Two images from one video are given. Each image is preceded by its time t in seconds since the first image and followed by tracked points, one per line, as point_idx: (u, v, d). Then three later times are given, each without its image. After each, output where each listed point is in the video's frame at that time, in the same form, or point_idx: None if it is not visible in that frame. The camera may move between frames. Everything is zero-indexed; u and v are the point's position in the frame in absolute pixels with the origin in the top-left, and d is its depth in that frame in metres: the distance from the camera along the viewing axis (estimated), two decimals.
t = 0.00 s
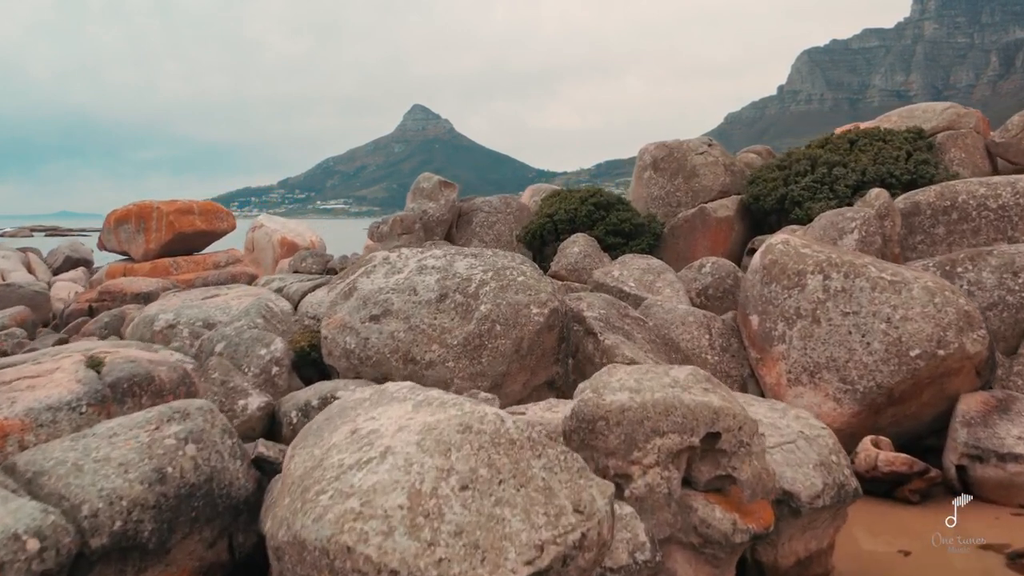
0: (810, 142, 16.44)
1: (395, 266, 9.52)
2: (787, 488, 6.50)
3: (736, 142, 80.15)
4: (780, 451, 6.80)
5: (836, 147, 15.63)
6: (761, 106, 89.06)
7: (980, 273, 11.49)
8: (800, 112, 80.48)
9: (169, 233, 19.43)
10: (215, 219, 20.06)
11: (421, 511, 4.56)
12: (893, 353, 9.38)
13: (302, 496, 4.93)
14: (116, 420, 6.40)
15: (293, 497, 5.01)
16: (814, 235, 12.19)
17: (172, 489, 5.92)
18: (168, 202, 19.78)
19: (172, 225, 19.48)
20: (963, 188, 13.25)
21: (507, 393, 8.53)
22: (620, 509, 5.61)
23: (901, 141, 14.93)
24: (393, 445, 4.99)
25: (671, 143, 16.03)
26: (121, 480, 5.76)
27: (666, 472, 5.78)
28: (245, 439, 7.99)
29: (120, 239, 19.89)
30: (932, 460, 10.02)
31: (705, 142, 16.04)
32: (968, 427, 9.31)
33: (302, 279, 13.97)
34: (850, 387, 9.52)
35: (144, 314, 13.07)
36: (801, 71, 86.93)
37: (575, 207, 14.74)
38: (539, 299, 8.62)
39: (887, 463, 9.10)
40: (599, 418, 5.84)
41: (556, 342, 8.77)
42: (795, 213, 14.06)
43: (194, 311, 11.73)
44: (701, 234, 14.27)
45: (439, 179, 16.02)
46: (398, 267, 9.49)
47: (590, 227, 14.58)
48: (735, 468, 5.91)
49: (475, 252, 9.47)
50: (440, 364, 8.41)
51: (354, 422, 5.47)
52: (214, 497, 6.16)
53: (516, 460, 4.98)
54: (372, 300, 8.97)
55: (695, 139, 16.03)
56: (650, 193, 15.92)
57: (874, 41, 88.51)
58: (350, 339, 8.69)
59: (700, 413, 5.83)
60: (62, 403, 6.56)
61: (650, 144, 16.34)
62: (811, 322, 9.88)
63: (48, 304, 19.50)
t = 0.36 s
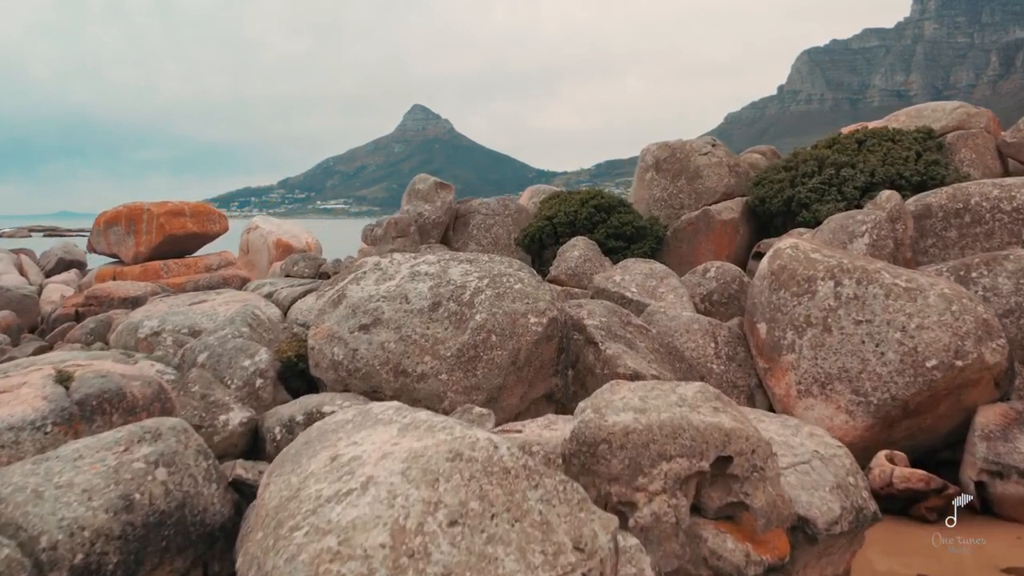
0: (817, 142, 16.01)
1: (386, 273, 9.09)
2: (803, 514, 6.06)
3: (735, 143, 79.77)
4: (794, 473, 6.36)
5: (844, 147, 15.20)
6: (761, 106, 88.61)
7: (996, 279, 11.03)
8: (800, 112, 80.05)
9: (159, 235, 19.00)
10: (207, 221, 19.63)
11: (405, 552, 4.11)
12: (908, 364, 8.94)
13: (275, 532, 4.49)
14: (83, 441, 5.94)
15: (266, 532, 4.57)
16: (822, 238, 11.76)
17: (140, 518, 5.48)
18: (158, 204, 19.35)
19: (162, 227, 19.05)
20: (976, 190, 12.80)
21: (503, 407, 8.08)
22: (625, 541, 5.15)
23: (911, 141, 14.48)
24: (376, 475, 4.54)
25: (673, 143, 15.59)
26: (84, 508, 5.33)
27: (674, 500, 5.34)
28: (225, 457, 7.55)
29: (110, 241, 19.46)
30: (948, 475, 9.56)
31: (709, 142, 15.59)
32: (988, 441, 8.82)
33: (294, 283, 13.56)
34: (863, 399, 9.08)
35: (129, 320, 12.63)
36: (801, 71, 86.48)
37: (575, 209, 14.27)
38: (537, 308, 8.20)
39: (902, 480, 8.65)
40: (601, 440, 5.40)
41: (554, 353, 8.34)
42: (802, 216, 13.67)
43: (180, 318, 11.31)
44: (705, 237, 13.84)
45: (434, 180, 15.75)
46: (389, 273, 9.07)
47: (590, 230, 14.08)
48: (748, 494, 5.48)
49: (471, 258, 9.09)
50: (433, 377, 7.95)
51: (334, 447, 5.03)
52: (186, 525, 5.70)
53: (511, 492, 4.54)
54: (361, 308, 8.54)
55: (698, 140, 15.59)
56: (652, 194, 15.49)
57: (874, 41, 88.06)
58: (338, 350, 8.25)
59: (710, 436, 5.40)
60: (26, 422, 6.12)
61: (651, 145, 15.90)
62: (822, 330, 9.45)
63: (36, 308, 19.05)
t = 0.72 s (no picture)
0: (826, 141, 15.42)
1: (373, 283, 8.51)
2: (827, 554, 5.47)
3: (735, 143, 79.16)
4: (817, 507, 5.78)
5: (855, 147, 14.60)
6: (762, 106, 88.00)
7: (1020, 287, 10.43)
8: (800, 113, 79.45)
9: (146, 239, 18.43)
10: (195, 224, 19.06)
11: None
12: (931, 380, 8.31)
13: None
14: (29, 474, 5.32)
15: None
16: (836, 244, 11.17)
17: (88, 564, 4.83)
18: (145, 206, 18.78)
19: (149, 230, 18.48)
20: (995, 192, 12.18)
21: (498, 428, 7.48)
22: None
23: (925, 140, 13.86)
24: (347, 524, 3.94)
25: (677, 143, 15.00)
26: (24, 554, 4.62)
27: (688, 544, 4.74)
28: (196, 483, 6.97)
29: (96, 244, 18.91)
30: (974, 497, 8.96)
31: (714, 143, 15.01)
32: (1017, 463, 8.09)
33: (281, 290, 12.98)
34: (883, 417, 8.49)
35: (108, 329, 12.05)
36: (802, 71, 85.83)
37: (575, 213, 13.61)
38: (534, 321, 7.62)
39: (925, 505, 8.02)
40: (604, 477, 4.81)
41: (553, 370, 7.75)
42: (813, 219, 13.15)
43: (158, 328, 10.71)
44: (711, 241, 13.31)
45: (430, 182, 15.04)
46: (376, 282, 8.50)
47: (591, 235, 13.41)
48: (769, 537, 4.92)
49: (464, 267, 8.55)
50: (422, 397, 7.34)
51: (303, 488, 4.44)
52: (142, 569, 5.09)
53: (501, 545, 3.95)
54: (346, 320, 7.95)
55: (703, 140, 15.01)
56: (655, 196, 14.90)
57: (874, 41, 87.51)
58: (320, 367, 7.66)
59: (725, 472, 4.81)
60: None
61: (654, 145, 15.31)
62: (838, 343, 8.86)
63: (19, 314, 18.47)
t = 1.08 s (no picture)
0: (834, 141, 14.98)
1: (363, 290, 8.07)
2: None
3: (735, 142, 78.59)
4: (836, 537, 5.32)
5: (864, 147, 14.16)
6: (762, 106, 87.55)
7: None
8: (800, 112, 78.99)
9: (136, 241, 18.01)
10: (186, 225, 18.62)
11: None
12: (951, 394, 7.85)
13: None
14: None
15: None
16: (846, 248, 10.73)
17: None
18: (135, 207, 18.34)
19: (139, 232, 18.06)
20: (1011, 193, 11.72)
21: (493, 447, 7.03)
22: None
23: (937, 139, 13.40)
24: (318, 571, 3.47)
25: (680, 144, 14.56)
26: None
27: None
28: (170, 506, 6.53)
29: (85, 246, 18.49)
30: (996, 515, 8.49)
31: (718, 143, 14.57)
32: None
33: (271, 295, 12.56)
34: (900, 432, 8.03)
35: (90, 336, 11.61)
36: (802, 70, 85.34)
37: (576, 215, 13.17)
38: (532, 333, 7.17)
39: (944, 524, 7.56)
40: (607, 512, 4.37)
41: (552, 383, 7.31)
42: (821, 222, 12.71)
43: (141, 335, 10.27)
44: (715, 244, 12.87)
45: (425, 183, 14.65)
46: (366, 290, 8.07)
47: (592, 238, 12.98)
48: None
49: (458, 274, 8.11)
50: (412, 413, 6.89)
51: (273, 526, 3.98)
52: None
53: None
54: (332, 331, 7.51)
55: (707, 140, 14.58)
56: (657, 198, 14.45)
57: (874, 41, 86.87)
58: (304, 381, 7.22)
59: (740, 506, 4.34)
60: None
61: (657, 145, 14.87)
62: (852, 353, 8.42)
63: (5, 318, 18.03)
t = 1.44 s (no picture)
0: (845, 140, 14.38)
1: (346, 302, 7.48)
2: None
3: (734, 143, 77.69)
4: None
5: (877, 147, 13.56)
6: (763, 106, 86.98)
7: None
8: (801, 112, 78.39)
9: (121, 244, 17.44)
10: (174, 228, 18.05)
11: None
12: (982, 414, 7.25)
13: None
14: None
15: None
16: (862, 254, 10.14)
17: None
18: (120, 209, 17.76)
19: (125, 235, 17.48)
20: None
21: (485, 474, 6.44)
22: None
23: (954, 138, 12.80)
24: None
25: (685, 144, 13.97)
26: None
27: None
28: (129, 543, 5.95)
29: (69, 250, 17.91)
30: None
31: (725, 143, 13.99)
32: None
33: (256, 303, 11.98)
34: (926, 454, 7.44)
35: (64, 347, 11.02)
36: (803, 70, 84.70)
37: (576, 219, 12.59)
38: (527, 350, 6.58)
39: (975, 557, 6.95)
40: (612, 570, 3.78)
41: (550, 405, 6.72)
42: (834, 226, 12.13)
43: (114, 347, 9.69)
44: (723, 249, 12.29)
45: (419, 185, 14.18)
46: (350, 302, 7.48)
47: (593, 242, 12.36)
48: None
49: (449, 285, 7.53)
50: (397, 438, 6.29)
51: None
52: None
53: None
54: (312, 347, 6.92)
55: (713, 140, 13.99)
56: (661, 200, 13.85)
57: (874, 41, 86.21)
58: (280, 402, 6.62)
59: (765, 564, 3.74)
60: None
61: (660, 145, 14.28)
62: (873, 369, 7.82)
63: None
